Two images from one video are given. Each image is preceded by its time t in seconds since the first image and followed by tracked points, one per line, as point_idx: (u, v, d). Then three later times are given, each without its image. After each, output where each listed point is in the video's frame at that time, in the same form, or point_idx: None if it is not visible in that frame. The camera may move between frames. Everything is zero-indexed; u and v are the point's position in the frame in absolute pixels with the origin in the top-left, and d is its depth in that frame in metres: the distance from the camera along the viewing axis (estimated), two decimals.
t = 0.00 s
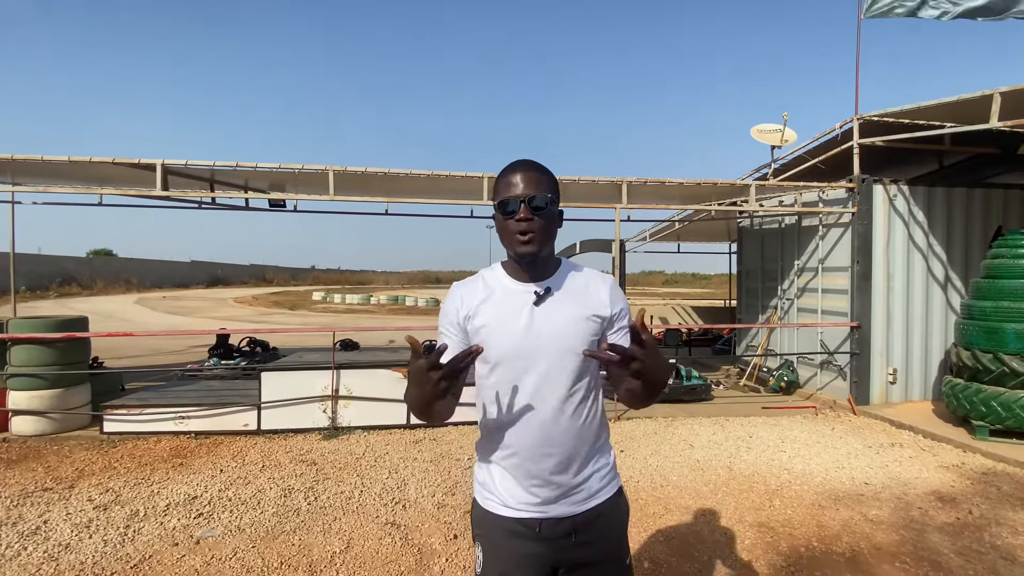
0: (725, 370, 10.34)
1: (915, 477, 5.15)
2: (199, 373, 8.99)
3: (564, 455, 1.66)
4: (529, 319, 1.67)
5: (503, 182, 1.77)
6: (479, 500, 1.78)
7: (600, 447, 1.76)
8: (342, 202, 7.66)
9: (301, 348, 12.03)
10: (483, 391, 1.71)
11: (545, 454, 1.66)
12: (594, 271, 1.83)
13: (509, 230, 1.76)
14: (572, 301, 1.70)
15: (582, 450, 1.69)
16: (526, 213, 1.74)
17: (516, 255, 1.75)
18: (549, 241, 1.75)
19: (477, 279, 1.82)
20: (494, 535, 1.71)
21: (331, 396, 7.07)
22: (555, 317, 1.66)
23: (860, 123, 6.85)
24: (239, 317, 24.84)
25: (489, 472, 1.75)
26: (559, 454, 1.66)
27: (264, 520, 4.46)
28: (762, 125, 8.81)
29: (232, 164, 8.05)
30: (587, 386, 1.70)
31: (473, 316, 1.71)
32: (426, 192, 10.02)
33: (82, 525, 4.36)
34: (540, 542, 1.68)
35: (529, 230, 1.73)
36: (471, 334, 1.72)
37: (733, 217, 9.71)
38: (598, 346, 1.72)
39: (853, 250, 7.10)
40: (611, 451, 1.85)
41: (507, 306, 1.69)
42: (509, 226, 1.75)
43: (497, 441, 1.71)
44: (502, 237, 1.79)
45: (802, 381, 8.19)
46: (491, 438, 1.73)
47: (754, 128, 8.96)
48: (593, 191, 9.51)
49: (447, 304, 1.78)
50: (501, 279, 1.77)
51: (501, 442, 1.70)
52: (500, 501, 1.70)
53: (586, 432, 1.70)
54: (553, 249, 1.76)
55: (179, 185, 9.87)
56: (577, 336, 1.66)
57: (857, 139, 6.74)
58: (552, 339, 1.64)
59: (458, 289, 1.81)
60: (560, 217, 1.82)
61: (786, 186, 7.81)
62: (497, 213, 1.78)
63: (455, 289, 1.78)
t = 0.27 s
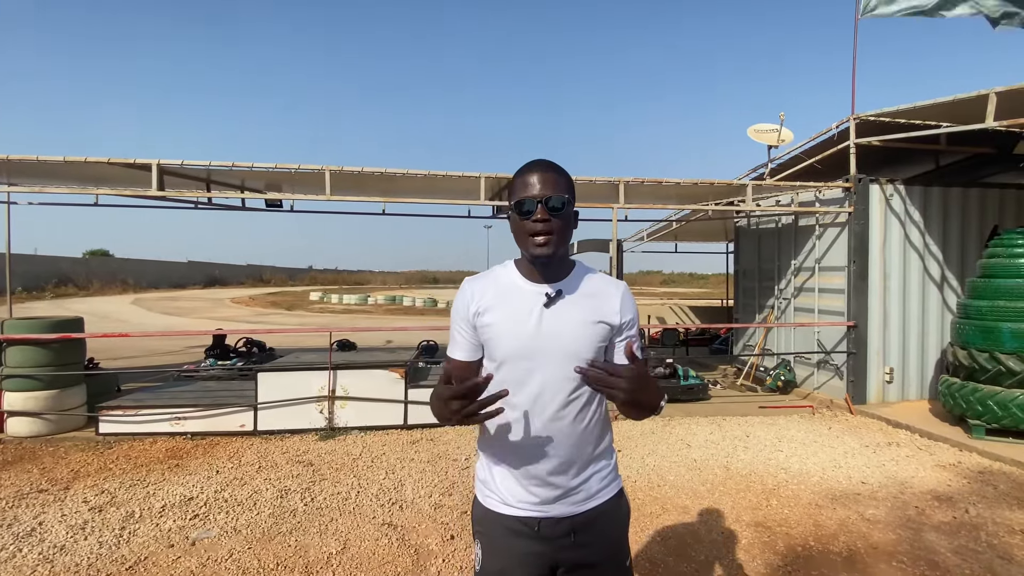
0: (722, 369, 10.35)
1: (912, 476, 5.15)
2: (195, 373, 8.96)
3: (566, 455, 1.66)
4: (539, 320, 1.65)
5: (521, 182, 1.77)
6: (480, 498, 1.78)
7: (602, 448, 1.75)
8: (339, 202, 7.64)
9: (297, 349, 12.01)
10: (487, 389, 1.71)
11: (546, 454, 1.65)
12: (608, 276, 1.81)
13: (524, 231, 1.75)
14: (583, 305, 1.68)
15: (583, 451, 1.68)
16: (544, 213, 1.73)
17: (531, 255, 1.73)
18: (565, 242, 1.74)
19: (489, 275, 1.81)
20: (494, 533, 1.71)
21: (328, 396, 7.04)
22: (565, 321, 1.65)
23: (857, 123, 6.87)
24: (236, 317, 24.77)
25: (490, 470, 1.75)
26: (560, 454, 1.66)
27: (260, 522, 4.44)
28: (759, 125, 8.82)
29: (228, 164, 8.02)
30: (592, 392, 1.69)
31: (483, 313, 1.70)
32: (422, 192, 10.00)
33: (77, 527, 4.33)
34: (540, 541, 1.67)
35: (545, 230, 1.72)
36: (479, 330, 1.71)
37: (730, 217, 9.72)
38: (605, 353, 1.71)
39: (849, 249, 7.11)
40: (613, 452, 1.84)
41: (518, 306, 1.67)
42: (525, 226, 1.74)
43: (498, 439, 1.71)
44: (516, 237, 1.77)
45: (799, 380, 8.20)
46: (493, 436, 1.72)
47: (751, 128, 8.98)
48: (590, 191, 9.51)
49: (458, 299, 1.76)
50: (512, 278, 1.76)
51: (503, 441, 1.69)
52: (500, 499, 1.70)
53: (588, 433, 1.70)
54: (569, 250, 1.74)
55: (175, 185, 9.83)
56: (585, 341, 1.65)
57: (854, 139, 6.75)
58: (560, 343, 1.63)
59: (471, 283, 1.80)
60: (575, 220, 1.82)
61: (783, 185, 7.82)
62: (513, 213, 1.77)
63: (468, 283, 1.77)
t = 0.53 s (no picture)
0: (720, 369, 10.36)
1: (909, 475, 5.16)
2: (193, 374, 8.94)
3: (561, 454, 1.66)
4: (536, 321, 1.65)
5: (521, 183, 1.75)
6: (475, 498, 1.77)
7: (597, 449, 1.75)
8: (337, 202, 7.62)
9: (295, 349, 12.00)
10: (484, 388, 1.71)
11: (542, 454, 1.65)
12: (606, 277, 1.80)
13: (526, 231, 1.74)
14: (581, 306, 1.68)
15: (578, 451, 1.68)
16: (545, 214, 1.72)
17: (534, 255, 1.73)
18: (567, 242, 1.74)
19: (488, 274, 1.80)
20: (489, 533, 1.70)
21: (326, 397, 7.03)
22: (562, 322, 1.65)
23: (855, 123, 6.88)
24: (234, 318, 24.72)
25: (485, 469, 1.74)
26: (556, 453, 1.65)
27: (258, 523, 4.43)
28: (757, 125, 8.83)
29: (225, 164, 8.00)
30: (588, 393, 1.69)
31: (481, 313, 1.69)
32: (421, 193, 9.99)
33: (74, 528, 4.32)
34: (534, 541, 1.66)
35: (547, 231, 1.72)
36: (477, 330, 1.70)
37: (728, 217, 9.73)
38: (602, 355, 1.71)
39: (847, 249, 7.12)
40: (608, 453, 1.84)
41: (516, 307, 1.66)
42: (527, 227, 1.73)
43: (493, 439, 1.71)
44: (518, 238, 1.76)
45: (797, 379, 8.21)
46: (489, 437, 1.72)
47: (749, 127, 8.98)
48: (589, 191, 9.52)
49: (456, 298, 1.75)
50: (511, 278, 1.75)
51: (499, 441, 1.69)
52: (494, 499, 1.69)
53: (584, 434, 1.70)
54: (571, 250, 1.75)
55: (173, 186, 9.81)
56: (583, 343, 1.65)
57: (851, 139, 6.77)
58: (557, 345, 1.63)
59: (469, 282, 1.78)
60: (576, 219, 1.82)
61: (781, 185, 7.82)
62: (514, 214, 1.76)
63: (466, 282, 1.75)
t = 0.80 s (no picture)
0: (719, 369, 10.37)
1: (907, 474, 5.18)
2: (191, 375, 8.93)
3: (550, 453, 1.66)
4: (519, 322, 1.65)
5: (511, 182, 1.73)
6: (465, 500, 1.77)
7: (585, 446, 1.75)
8: (335, 202, 7.62)
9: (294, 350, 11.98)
10: (468, 392, 1.71)
11: (531, 453, 1.66)
12: (587, 274, 1.81)
13: (520, 230, 1.71)
14: (563, 304, 1.69)
15: (567, 449, 1.69)
16: (539, 213, 1.71)
17: (527, 254, 1.71)
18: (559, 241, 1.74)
19: (469, 278, 1.80)
20: (480, 534, 1.70)
21: (324, 398, 7.03)
22: (544, 321, 1.65)
23: (852, 123, 6.89)
24: (232, 319, 24.69)
25: (474, 470, 1.75)
26: (545, 452, 1.66)
27: (256, 524, 4.42)
28: (755, 125, 8.84)
29: (223, 165, 7.99)
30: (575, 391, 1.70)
31: (464, 316, 1.69)
32: (419, 193, 9.99)
33: (72, 529, 4.32)
34: (523, 541, 1.66)
35: (541, 229, 1.70)
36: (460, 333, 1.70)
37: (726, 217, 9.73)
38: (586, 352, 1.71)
39: (844, 249, 7.14)
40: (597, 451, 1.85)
41: (498, 309, 1.67)
42: (521, 226, 1.71)
43: (482, 440, 1.71)
44: (510, 237, 1.74)
45: (795, 379, 8.22)
46: (477, 439, 1.72)
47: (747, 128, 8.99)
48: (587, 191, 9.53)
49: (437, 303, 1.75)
50: (495, 280, 1.75)
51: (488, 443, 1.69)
52: (485, 500, 1.69)
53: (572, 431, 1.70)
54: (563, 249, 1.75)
55: (170, 186, 9.80)
56: (566, 341, 1.65)
57: (849, 139, 6.78)
58: (540, 344, 1.63)
59: (449, 286, 1.78)
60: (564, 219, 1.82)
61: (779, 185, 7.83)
62: (505, 212, 1.74)
63: (446, 287, 1.75)
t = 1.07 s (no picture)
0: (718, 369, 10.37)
1: (906, 473, 5.18)
2: (190, 376, 8.92)
3: (543, 454, 1.66)
4: (508, 323, 1.65)
5: (501, 182, 1.72)
6: (459, 503, 1.76)
7: (577, 446, 1.76)
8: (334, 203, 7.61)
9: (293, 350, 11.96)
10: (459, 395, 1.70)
11: (524, 454, 1.65)
12: (574, 273, 1.81)
13: (513, 231, 1.70)
14: (552, 304, 1.68)
15: (560, 449, 1.69)
16: (531, 213, 1.70)
17: (520, 254, 1.69)
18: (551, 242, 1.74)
19: (456, 280, 1.78)
20: (474, 536, 1.70)
21: (323, 398, 7.02)
22: (534, 321, 1.65)
23: (850, 123, 6.90)
24: (231, 319, 24.66)
25: (466, 473, 1.74)
26: (538, 453, 1.66)
27: (255, 525, 4.41)
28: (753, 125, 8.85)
29: (222, 166, 7.98)
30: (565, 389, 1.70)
31: (452, 319, 1.67)
32: (418, 193, 9.98)
33: (70, 531, 4.30)
34: (518, 542, 1.66)
35: (534, 230, 1.70)
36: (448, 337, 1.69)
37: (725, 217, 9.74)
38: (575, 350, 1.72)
39: (843, 249, 7.14)
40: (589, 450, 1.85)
41: (487, 310, 1.66)
42: (514, 226, 1.69)
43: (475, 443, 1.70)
44: (502, 238, 1.72)
45: (794, 379, 8.22)
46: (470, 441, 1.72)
47: (746, 128, 9.00)
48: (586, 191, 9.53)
49: (425, 306, 1.73)
50: (484, 281, 1.73)
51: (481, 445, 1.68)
52: (478, 503, 1.69)
53: (564, 431, 1.70)
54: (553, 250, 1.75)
55: (169, 187, 9.78)
56: (556, 340, 1.65)
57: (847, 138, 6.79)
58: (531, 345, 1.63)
59: (435, 290, 1.77)
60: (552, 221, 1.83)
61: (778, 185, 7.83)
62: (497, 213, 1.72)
63: (433, 290, 1.74)
